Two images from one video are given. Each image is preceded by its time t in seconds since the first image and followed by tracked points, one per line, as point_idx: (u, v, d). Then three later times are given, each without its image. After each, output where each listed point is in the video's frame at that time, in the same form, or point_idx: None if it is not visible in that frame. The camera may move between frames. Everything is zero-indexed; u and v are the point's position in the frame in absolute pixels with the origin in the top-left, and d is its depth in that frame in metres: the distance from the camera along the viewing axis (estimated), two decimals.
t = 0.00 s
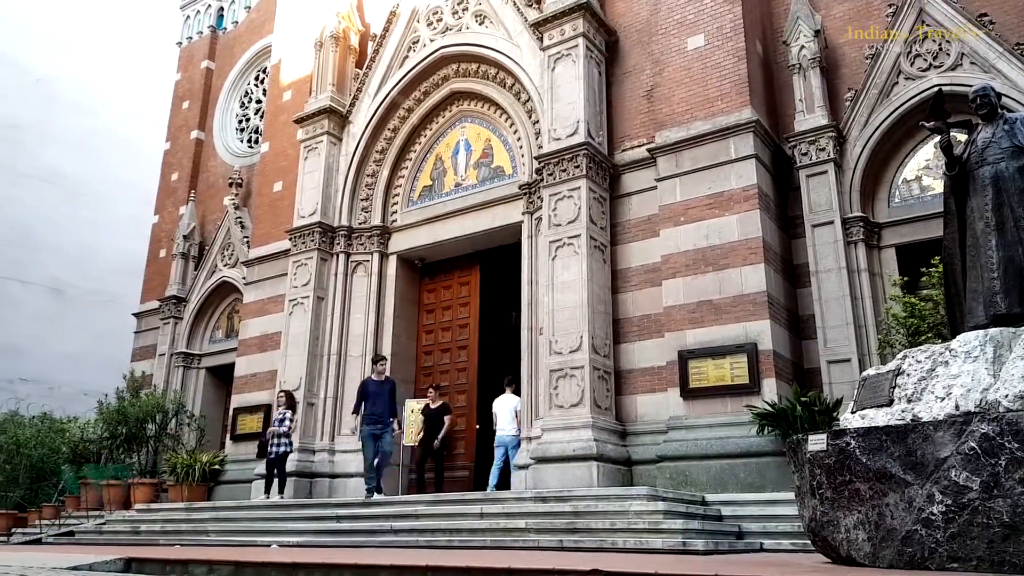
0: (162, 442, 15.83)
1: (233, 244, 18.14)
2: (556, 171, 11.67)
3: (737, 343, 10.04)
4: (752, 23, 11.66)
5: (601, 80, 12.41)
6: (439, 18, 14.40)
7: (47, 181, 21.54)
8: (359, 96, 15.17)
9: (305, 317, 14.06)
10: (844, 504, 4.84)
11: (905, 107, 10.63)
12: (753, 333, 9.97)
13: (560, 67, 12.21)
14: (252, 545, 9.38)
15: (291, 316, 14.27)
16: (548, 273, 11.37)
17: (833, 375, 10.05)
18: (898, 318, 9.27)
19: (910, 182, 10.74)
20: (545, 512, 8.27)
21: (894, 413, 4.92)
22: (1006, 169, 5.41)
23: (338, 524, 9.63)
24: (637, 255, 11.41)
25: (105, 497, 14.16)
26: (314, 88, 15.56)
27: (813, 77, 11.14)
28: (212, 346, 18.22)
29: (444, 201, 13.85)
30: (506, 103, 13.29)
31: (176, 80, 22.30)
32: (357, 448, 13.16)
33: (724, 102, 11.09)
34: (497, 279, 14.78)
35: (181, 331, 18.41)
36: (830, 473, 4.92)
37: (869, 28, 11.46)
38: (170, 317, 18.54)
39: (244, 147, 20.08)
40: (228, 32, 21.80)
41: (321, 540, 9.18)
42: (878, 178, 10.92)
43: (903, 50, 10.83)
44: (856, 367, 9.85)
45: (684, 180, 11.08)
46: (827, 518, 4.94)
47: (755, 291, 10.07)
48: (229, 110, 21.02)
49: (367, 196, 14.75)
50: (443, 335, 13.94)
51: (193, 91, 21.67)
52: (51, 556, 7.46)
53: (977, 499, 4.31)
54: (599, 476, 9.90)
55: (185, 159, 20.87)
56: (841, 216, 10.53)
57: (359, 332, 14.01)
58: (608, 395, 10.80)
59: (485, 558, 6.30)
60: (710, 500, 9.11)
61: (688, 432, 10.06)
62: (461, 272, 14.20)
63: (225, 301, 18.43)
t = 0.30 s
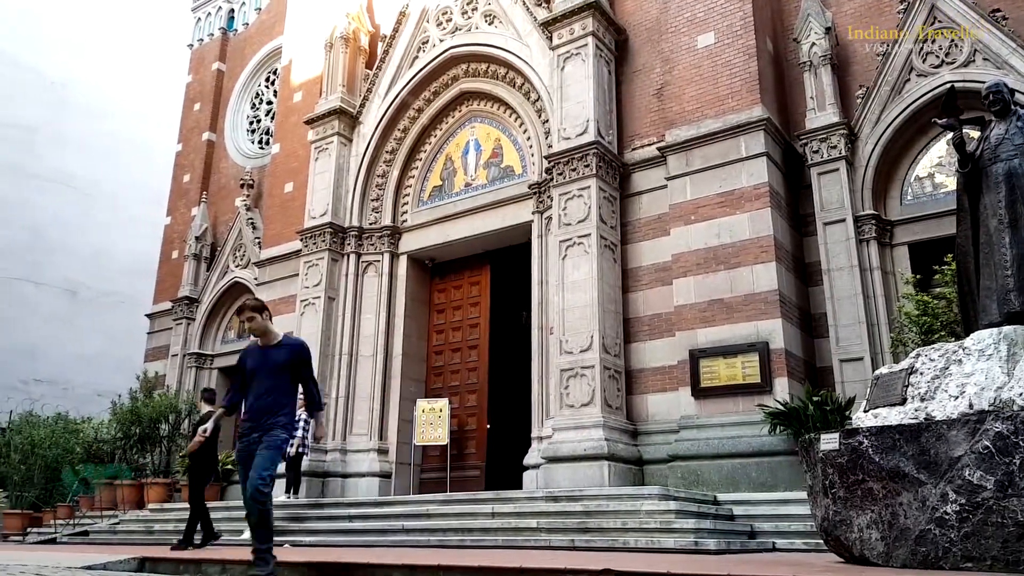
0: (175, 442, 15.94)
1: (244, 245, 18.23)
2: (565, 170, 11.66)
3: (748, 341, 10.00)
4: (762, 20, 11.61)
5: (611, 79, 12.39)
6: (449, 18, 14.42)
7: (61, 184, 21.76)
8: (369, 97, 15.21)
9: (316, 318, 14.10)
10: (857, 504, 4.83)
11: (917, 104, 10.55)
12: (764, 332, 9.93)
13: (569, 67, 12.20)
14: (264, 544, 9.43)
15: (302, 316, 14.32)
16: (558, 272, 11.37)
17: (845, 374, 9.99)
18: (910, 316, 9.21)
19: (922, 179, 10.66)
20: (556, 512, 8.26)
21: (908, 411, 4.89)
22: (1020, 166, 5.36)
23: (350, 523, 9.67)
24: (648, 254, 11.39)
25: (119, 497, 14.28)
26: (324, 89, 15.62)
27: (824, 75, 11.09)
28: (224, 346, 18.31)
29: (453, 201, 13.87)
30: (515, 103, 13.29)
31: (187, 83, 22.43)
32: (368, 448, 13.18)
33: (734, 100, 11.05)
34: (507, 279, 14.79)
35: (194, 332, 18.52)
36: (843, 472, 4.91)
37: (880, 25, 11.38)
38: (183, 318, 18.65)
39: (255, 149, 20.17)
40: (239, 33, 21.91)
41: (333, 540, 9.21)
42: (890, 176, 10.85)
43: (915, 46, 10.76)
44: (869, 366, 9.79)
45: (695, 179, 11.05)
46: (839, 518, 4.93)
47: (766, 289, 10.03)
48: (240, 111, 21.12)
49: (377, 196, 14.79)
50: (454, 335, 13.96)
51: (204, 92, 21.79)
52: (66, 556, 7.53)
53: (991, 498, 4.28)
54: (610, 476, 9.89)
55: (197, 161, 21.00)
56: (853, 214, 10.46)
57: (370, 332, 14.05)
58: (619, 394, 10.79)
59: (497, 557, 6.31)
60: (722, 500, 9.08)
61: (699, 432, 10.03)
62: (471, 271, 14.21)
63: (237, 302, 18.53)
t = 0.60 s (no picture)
0: (187, 442, 16.01)
1: (256, 246, 18.32)
2: (575, 170, 11.67)
3: (760, 340, 9.97)
4: (772, 18, 11.56)
5: (621, 78, 12.37)
6: (458, 18, 14.44)
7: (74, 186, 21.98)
8: (379, 97, 15.25)
9: (327, 318, 14.14)
10: (870, 503, 4.82)
11: (930, 101, 10.48)
12: (776, 331, 9.89)
13: (578, 66, 12.19)
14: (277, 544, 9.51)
15: (314, 316, 14.37)
16: (568, 272, 11.37)
17: (858, 373, 9.93)
18: (923, 314, 9.14)
19: (935, 176, 10.59)
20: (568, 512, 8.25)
21: (921, 410, 4.87)
22: None
23: (362, 523, 9.71)
24: (659, 253, 11.37)
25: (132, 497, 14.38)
26: (334, 90, 15.67)
27: (835, 72, 11.03)
28: (236, 347, 18.41)
29: (463, 201, 13.89)
30: (525, 103, 13.30)
31: (198, 85, 22.56)
32: (379, 448, 13.22)
33: (745, 98, 11.01)
34: (517, 279, 14.80)
35: (206, 333, 18.63)
36: (855, 471, 4.90)
37: (891, 21, 11.31)
38: (195, 318, 18.77)
39: (266, 150, 20.26)
40: (250, 35, 22.01)
41: (345, 540, 9.24)
42: (902, 173, 10.79)
43: (927, 42, 10.69)
44: (882, 365, 9.73)
45: (705, 177, 11.01)
46: (852, 517, 4.92)
47: (778, 288, 9.99)
48: (251, 113, 21.22)
49: (388, 197, 14.83)
50: (464, 334, 13.98)
51: (215, 94, 21.90)
52: (81, 555, 7.61)
53: (1006, 498, 4.25)
54: (621, 475, 9.87)
55: (208, 162, 21.11)
56: (865, 212, 10.40)
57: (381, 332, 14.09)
58: (630, 394, 10.78)
59: (507, 557, 6.31)
60: (733, 499, 9.06)
61: (711, 431, 9.99)
62: (481, 271, 14.23)
63: (249, 302, 18.62)
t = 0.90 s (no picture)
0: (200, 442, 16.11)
1: (267, 247, 18.42)
2: (585, 169, 11.66)
3: (772, 339, 9.93)
4: (783, 15, 11.51)
5: (630, 77, 12.35)
6: (467, 18, 14.46)
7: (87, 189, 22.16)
8: (389, 98, 15.29)
9: (339, 318, 14.19)
10: (884, 503, 4.79)
11: (942, 98, 10.41)
12: (788, 329, 9.85)
13: (588, 65, 12.18)
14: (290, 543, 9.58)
15: (325, 317, 14.43)
16: (579, 271, 11.37)
17: (870, 371, 9.87)
18: (936, 312, 9.08)
19: (948, 174, 10.52)
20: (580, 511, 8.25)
21: (934, 408, 4.84)
22: None
23: (374, 522, 9.74)
24: (669, 252, 11.35)
25: (146, 497, 14.49)
26: (345, 92, 15.73)
27: (846, 69, 10.96)
28: (249, 347, 18.51)
29: (473, 201, 13.90)
30: (535, 103, 13.30)
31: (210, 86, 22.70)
32: (391, 448, 13.26)
33: (755, 96, 10.97)
34: (528, 279, 14.80)
35: (218, 334, 18.74)
36: (868, 471, 4.88)
37: (903, 18, 11.24)
38: (207, 319, 18.88)
39: (277, 151, 20.36)
40: (260, 37, 22.12)
41: (357, 539, 9.28)
42: (915, 170, 10.72)
43: (939, 39, 10.62)
44: (895, 363, 9.67)
45: (716, 176, 10.98)
46: (866, 517, 4.90)
47: (790, 287, 9.94)
48: (262, 114, 21.32)
49: (398, 197, 14.87)
50: (475, 334, 14.00)
51: (227, 96, 22.03)
52: (97, 555, 7.69)
53: (1020, 497, 4.22)
54: (633, 475, 9.86)
55: (220, 164, 21.23)
56: (877, 210, 10.34)
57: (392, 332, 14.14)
58: (641, 393, 10.76)
59: (519, 557, 6.32)
60: (746, 498, 9.03)
61: (722, 431, 9.97)
62: (492, 271, 14.24)
63: (261, 303, 18.72)
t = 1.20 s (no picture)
0: (213, 442, 16.21)
1: (279, 248, 18.50)
2: (595, 168, 11.65)
3: (784, 338, 9.88)
4: (794, 13, 11.46)
5: (641, 76, 12.33)
6: (477, 18, 14.47)
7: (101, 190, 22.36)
8: (399, 98, 15.32)
9: (350, 319, 14.24)
10: (898, 502, 4.77)
11: (956, 94, 10.33)
12: (800, 327, 9.80)
13: (598, 64, 12.17)
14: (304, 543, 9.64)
15: (337, 317, 14.47)
16: (590, 270, 11.36)
17: (884, 370, 9.81)
18: (950, 310, 9.02)
19: (962, 170, 10.44)
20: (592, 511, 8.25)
21: (948, 407, 4.81)
22: None
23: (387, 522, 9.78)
24: (680, 251, 11.32)
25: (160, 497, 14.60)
26: (355, 92, 15.77)
27: (858, 66, 10.90)
28: (261, 347, 18.60)
29: (484, 201, 13.92)
30: (545, 102, 13.30)
31: (221, 88, 22.83)
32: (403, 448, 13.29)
33: (767, 93, 10.92)
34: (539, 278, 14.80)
35: (231, 334, 18.85)
36: (882, 469, 4.85)
37: (915, 13, 11.16)
38: (220, 320, 19.00)
39: (288, 152, 20.45)
40: (271, 39, 22.21)
41: (369, 539, 9.31)
42: (928, 167, 10.64)
43: (951, 35, 10.54)
44: (908, 362, 9.60)
45: (727, 174, 10.95)
46: (880, 516, 4.88)
47: (802, 285, 9.90)
48: (273, 116, 21.42)
49: (409, 198, 14.90)
50: (486, 334, 14.02)
51: (238, 98, 22.14)
52: (113, 554, 7.76)
53: None
54: (645, 474, 9.84)
55: (232, 165, 21.34)
56: (890, 207, 10.28)
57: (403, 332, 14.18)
58: (653, 392, 10.74)
59: (531, 556, 6.33)
60: (758, 498, 9.00)
61: (734, 430, 9.93)
62: (503, 271, 14.25)
63: (273, 303, 18.81)
